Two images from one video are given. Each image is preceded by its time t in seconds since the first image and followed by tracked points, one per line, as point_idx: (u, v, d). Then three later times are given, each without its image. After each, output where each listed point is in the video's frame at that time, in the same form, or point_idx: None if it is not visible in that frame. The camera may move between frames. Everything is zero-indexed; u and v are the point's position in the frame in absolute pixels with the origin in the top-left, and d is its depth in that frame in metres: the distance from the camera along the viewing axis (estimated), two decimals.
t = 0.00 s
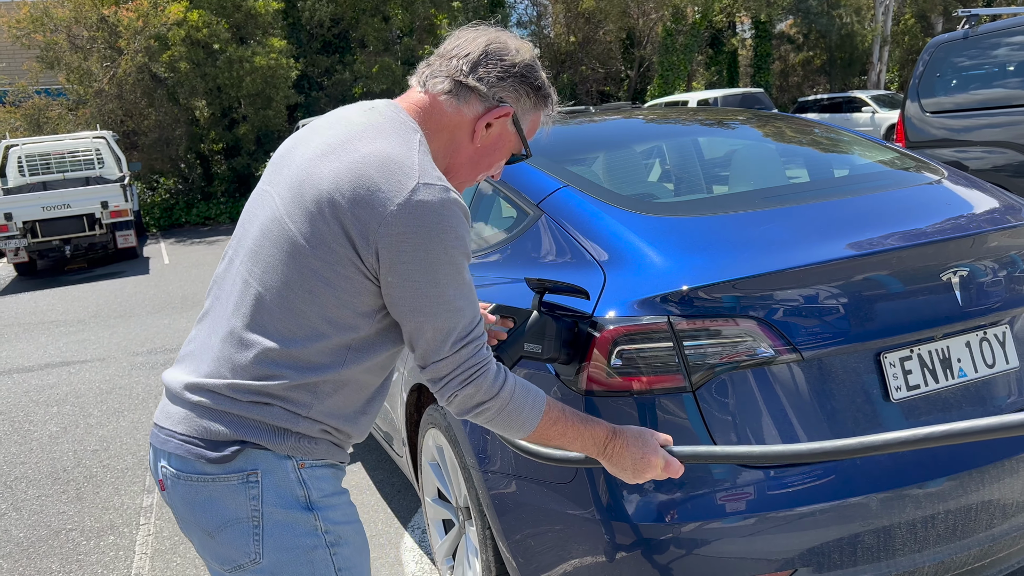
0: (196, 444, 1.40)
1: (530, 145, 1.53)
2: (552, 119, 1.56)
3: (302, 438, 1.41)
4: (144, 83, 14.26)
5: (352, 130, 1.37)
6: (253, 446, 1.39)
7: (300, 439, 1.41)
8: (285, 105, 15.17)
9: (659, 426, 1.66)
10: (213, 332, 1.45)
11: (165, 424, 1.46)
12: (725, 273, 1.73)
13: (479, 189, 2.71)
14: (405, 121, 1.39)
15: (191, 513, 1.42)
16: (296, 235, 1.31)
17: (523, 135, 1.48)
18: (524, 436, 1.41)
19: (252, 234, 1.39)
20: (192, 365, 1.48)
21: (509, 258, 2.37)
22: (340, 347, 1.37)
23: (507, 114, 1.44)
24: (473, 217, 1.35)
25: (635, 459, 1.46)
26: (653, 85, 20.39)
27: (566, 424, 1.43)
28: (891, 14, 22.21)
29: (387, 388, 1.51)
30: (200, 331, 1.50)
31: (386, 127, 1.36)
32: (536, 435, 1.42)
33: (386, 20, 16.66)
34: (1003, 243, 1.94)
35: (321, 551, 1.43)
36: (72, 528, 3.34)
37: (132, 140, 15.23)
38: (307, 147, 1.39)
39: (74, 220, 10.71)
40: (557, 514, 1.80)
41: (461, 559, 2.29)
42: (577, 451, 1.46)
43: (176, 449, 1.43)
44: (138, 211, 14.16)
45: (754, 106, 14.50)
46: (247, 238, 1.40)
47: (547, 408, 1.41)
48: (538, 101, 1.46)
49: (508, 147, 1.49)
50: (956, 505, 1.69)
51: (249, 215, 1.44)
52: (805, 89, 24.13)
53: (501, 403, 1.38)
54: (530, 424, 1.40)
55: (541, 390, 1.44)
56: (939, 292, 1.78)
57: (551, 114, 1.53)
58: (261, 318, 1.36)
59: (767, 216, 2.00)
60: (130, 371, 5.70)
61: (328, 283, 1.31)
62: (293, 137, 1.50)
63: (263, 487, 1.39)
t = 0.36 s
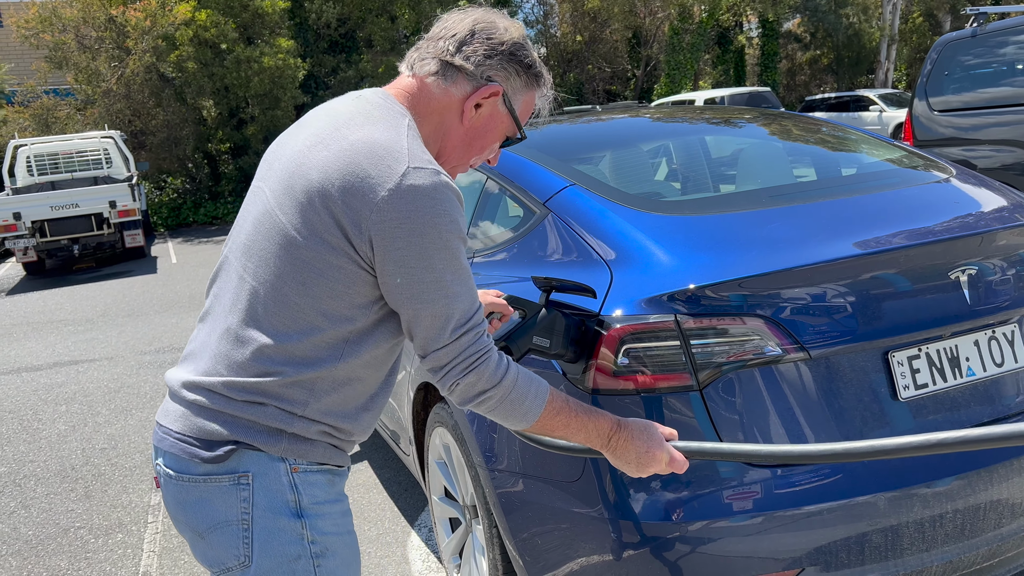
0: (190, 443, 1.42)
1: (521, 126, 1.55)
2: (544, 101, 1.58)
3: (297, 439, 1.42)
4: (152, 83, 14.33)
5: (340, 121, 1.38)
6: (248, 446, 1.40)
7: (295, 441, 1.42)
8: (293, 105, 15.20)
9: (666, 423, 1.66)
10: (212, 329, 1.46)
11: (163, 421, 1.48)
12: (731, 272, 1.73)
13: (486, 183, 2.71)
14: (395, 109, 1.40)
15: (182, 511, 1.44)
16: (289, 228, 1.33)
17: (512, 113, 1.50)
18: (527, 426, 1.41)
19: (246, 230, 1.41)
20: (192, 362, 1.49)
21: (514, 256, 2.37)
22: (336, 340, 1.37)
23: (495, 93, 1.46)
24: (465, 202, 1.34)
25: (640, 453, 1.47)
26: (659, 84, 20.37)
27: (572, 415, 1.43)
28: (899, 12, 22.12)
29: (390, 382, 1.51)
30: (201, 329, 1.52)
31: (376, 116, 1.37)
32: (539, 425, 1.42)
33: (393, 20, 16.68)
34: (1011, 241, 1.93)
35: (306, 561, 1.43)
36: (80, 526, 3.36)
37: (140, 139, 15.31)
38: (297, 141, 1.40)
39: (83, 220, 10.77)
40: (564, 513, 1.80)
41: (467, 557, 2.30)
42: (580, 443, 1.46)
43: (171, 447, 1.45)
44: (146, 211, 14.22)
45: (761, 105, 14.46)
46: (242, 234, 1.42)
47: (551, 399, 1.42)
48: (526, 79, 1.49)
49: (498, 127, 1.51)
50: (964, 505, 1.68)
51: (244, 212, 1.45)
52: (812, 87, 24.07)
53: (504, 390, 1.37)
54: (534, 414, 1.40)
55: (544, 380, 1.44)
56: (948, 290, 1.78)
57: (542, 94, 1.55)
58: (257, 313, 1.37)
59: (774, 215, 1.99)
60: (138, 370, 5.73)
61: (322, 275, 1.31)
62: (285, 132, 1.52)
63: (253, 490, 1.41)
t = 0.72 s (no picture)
0: (236, 445, 1.42)
1: (552, 118, 1.55)
2: (574, 91, 1.59)
3: (343, 440, 1.42)
4: (159, 83, 14.38)
5: (378, 113, 1.37)
6: (296, 447, 1.40)
7: (342, 441, 1.42)
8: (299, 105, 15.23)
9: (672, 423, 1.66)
10: (253, 329, 1.45)
11: (206, 422, 1.47)
12: (739, 270, 1.72)
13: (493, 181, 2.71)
14: (431, 101, 1.41)
15: (226, 512, 1.44)
16: (331, 222, 1.32)
17: (544, 106, 1.51)
18: (544, 424, 1.42)
19: (283, 228, 1.40)
20: (232, 363, 1.48)
21: (521, 255, 2.37)
22: (381, 337, 1.37)
23: (527, 85, 1.47)
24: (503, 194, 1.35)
25: (653, 448, 1.47)
26: (665, 82, 20.29)
27: (586, 412, 1.43)
28: (906, 10, 21.99)
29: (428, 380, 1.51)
30: (239, 329, 1.51)
31: (413, 108, 1.38)
32: (558, 421, 1.43)
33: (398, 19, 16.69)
34: (1020, 240, 1.92)
35: (347, 567, 1.43)
36: (89, 524, 3.38)
37: (146, 139, 15.37)
38: (334, 134, 1.40)
39: (91, 219, 10.81)
40: (572, 511, 1.80)
41: (474, 556, 2.30)
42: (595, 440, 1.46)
43: (216, 448, 1.44)
44: (153, 210, 14.28)
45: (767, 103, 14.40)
46: (279, 231, 1.40)
47: (567, 394, 1.42)
48: (558, 72, 1.49)
49: (530, 118, 1.52)
50: (972, 504, 1.68)
51: (279, 207, 1.44)
52: (819, 86, 23.96)
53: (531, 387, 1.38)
54: (551, 412, 1.41)
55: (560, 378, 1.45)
56: (956, 289, 1.77)
57: (573, 86, 1.56)
58: (301, 311, 1.36)
59: (782, 213, 1.99)
60: (146, 368, 5.75)
61: (368, 271, 1.31)
62: (315, 125, 1.51)
63: (300, 492, 1.41)
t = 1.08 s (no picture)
0: (274, 439, 1.42)
1: (589, 125, 1.55)
2: (613, 99, 1.59)
3: (379, 440, 1.43)
4: (167, 82, 14.44)
5: (423, 113, 1.38)
6: (334, 445, 1.40)
7: (378, 441, 1.42)
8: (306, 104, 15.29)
9: (679, 422, 1.66)
10: (293, 325, 1.45)
11: (243, 414, 1.47)
12: (747, 269, 1.72)
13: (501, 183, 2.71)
14: (474, 104, 1.41)
15: (260, 506, 1.44)
16: (376, 218, 1.32)
17: (582, 111, 1.51)
18: (573, 429, 1.42)
19: (324, 223, 1.40)
20: (269, 357, 1.48)
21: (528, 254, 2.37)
22: (421, 336, 1.38)
23: (567, 91, 1.47)
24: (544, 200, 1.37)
25: (675, 461, 1.47)
26: (673, 81, 20.22)
27: (614, 420, 1.43)
28: (915, 8, 21.90)
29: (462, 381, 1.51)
30: (277, 324, 1.51)
31: (459, 109, 1.38)
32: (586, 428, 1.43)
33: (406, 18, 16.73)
34: None
35: (376, 566, 1.42)
36: (97, 522, 3.39)
37: (154, 138, 15.44)
38: (379, 132, 1.40)
39: (99, 218, 10.86)
40: (579, 510, 1.80)
41: (481, 554, 2.30)
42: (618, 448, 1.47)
43: (253, 442, 1.44)
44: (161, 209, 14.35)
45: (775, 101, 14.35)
46: (321, 226, 1.40)
47: (599, 402, 1.42)
48: (598, 78, 1.49)
49: (568, 124, 1.52)
50: (981, 504, 1.67)
51: (320, 202, 1.43)
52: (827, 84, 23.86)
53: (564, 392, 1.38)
54: (581, 418, 1.41)
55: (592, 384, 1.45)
56: (965, 287, 1.76)
57: (612, 93, 1.56)
58: (343, 307, 1.36)
59: (790, 211, 1.98)
60: (154, 367, 5.78)
61: (412, 268, 1.32)
62: (355, 123, 1.51)
63: (334, 490, 1.41)
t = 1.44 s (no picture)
0: (269, 446, 1.42)
1: (571, 88, 1.54)
2: (589, 58, 1.57)
3: (377, 442, 1.43)
4: (184, 87, 14.58)
5: (395, 110, 1.38)
6: (329, 451, 1.41)
7: (375, 444, 1.43)
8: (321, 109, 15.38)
9: (694, 429, 1.65)
10: (284, 333, 1.46)
11: (239, 422, 1.48)
12: (762, 274, 1.71)
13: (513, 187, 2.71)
14: (445, 88, 1.43)
15: (258, 512, 1.45)
16: (356, 220, 1.33)
17: (557, 75, 1.50)
18: (587, 418, 1.42)
19: (307, 230, 1.40)
20: (262, 365, 1.49)
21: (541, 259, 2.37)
22: (413, 332, 1.38)
23: (536, 56, 1.47)
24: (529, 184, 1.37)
25: (687, 463, 1.46)
26: (687, 85, 20.15)
27: (628, 415, 1.43)
28: (932, 13, 21.73)
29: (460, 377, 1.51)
30: (271, 332, 1.52)
31: (429, 99, 1.39)
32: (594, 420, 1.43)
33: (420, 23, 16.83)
34: None
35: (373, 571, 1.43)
36: (113, 524, 3.42)
37: (171, 143, 15.59)
38: (353, 134, 1.41)
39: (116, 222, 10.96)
40: (591, 516, 1.79)
41: (493, 560, 2.30)
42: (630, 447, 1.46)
43: (249, 450, 1.45)
44: (177, 213, 14.48)
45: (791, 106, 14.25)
46: (304, 232, 1.41)
47: (610, 394, 1.42)
48: (568, 38, 1.48)
49: (547, 91, 1.51)
50: (999, 513, 1.65)
51: (302, 209, 1.44)
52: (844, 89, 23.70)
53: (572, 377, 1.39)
54: (591, 410, 1.41)
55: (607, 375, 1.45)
56: (983, 294, 1.75)
57: (587, 51, 1.54)
58: (330, 311, 1.37)
59: (806, 216, 1.97)
60: (169, 370, 5.82)
61: (398, 266, 1.32)
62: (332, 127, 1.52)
63: (330, 496, 1.41)
